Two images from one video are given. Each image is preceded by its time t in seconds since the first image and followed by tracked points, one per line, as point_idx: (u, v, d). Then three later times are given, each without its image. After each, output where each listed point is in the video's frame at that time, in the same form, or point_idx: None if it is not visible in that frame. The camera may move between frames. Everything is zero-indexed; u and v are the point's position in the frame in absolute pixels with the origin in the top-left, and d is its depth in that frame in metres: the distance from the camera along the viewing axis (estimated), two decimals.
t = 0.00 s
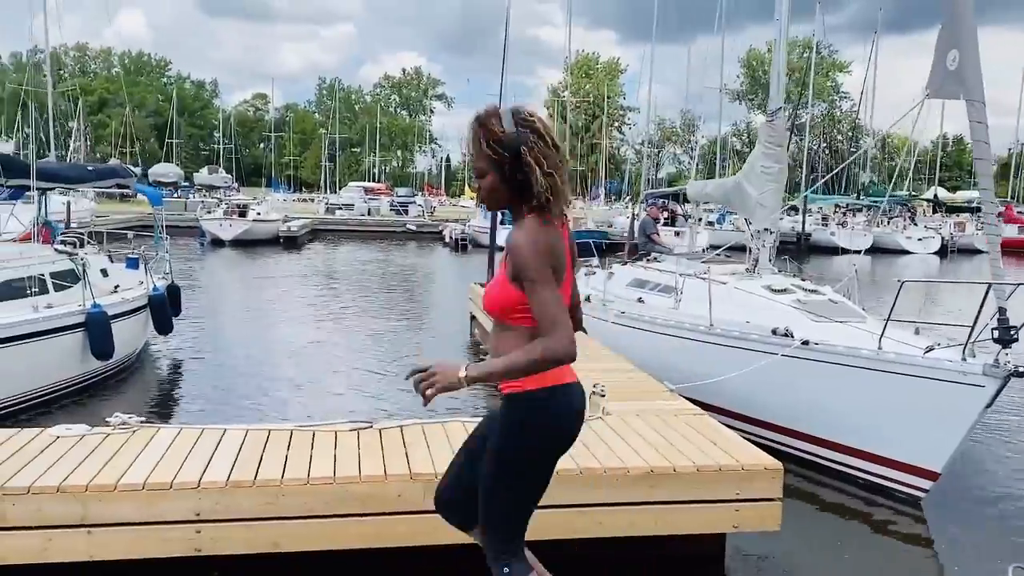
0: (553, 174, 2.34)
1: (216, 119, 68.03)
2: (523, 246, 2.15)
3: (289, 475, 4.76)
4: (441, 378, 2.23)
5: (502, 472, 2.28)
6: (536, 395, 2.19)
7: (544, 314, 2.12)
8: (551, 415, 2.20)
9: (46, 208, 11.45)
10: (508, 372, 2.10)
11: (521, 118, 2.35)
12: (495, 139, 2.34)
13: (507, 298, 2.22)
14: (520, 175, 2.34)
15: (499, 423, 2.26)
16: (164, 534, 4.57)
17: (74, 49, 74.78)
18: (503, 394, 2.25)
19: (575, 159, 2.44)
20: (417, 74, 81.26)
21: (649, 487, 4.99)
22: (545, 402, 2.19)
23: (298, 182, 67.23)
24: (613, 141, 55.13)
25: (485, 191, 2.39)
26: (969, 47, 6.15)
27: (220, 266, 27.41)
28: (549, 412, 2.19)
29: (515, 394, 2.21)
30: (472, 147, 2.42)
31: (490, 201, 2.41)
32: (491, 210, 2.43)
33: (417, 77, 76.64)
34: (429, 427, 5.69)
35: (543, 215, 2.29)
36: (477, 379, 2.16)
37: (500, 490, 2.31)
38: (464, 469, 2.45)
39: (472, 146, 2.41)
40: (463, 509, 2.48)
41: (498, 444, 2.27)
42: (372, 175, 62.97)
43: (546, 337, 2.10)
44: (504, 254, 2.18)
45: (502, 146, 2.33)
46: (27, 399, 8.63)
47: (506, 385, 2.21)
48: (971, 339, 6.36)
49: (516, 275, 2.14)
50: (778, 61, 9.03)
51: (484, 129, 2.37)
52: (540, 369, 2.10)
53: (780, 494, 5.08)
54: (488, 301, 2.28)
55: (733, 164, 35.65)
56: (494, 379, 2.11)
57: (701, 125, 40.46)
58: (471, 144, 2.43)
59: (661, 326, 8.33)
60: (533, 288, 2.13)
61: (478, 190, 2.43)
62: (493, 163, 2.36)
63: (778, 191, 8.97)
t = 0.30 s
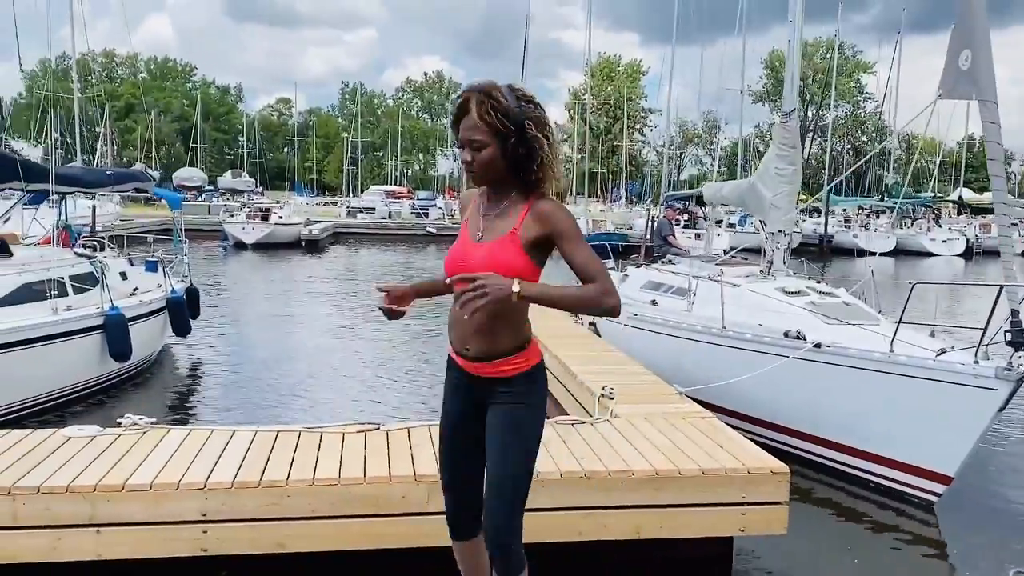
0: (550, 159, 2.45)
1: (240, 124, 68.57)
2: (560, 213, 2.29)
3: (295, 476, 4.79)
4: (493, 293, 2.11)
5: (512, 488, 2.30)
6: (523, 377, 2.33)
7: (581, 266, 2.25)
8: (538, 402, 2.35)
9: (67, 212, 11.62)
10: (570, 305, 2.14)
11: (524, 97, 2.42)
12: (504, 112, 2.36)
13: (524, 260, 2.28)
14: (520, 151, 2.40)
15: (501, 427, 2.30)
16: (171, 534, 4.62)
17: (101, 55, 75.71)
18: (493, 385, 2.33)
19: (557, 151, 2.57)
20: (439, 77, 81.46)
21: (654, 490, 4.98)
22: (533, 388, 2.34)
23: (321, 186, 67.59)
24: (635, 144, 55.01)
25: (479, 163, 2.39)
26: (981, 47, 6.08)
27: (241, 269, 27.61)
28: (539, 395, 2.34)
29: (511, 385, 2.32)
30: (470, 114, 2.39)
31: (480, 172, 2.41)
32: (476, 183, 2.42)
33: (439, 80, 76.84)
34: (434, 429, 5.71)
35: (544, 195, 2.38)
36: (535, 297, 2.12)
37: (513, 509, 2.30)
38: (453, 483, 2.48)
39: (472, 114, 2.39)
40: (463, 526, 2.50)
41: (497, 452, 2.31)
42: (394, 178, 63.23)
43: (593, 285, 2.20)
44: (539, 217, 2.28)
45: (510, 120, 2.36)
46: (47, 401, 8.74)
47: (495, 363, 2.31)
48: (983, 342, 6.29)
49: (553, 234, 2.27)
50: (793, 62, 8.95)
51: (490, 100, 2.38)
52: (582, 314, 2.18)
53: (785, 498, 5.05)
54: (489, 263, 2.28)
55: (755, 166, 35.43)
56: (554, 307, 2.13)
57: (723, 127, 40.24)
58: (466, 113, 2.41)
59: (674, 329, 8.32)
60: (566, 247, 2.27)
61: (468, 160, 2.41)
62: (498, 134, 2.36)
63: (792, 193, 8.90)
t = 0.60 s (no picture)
0: (530, 190, 2.43)
1: (265, 128, 69.11)
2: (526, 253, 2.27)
3: (299, 477, 4.85)
4: (395, 389, 2.11)
5: (494, 503, 2.28)
6: (520, 391, 2.30)
7: (506, 325, 2.21)
8: (526, 418, 2.32)
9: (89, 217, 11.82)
10: (464, 378, 2.15)
11: (505, 131, 2.41)
12: (486, 147, 2.35)
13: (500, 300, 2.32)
14: (500, 185, 2.40)
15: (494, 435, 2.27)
16: (179, 533, 4.70)
17: (129, 61, 76.61)
18: (488, 395, 2.28)
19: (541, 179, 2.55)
20: (462, 81, 81.76)
21: (656, 493, 4.98)
22: (524, 402, 2.32)
23: (345, 190, 67.97)
24: (657, 146, 54.90)
25: (459, 194, 2.36)
26: (991, 48, 6.05)
27: (263, 271, 27.85)
28: (528, 412, 2.33)
29: (512, 396, 2.29)
30: (452, 146, 2.38)
31: (459, 204, 2.38)
32: (455, 216, 2.40)
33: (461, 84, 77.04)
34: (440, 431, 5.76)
35: (522, 228, 2.37)
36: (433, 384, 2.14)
37: (490, 524, 2.29)
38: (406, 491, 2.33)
39: (455, 146, 2.37)
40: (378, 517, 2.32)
41: (486, 464, 2.27)
42: (417, 182, 63.52)
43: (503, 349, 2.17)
44: (506, 255, 2.26)
45: (492, 155, 2.36)
46: (68, 403, 8.89)
47: (495, 375, 2.22)
48: (993, 346, 6.24)
49: (510, 279, 2.25)
50: (806, 64, 8.93)
51: (473, 133, 2.37)
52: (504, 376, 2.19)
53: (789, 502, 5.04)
54: (481, 312, 2.33)
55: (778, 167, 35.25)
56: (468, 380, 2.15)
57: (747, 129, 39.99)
58: (448, 144, 2.39)
59: (686, 332, 8.29)
60: (515, 299, 2.23)
61: (448, 191, 2.38)
62: (479, 166, 2.36)
63: (806, 196, 8.87)
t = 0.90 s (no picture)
0: (515, 190, 2.53)
1: (292, 131, 69.58)
2: (522, 246, 2.36)
3: (308, 476, 4.92)
4: (429, 355, 2.13)
5: (468, 506, 2.36)
6: (482, 399, 2.42)
7: (524, 313, 2.27)
8: (492, 425, 2.43)
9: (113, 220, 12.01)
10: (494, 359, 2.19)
11: (490, 134, 2.51)
12: (472, 147, 2.44)
13: (492, 292, 2.36)
14: (486, 185, 2.48)
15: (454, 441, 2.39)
16: (189, 531, 4.77)
17: (159, 65, 77.52)
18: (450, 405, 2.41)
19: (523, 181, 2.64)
20: (486, 85, 81.86)
21: (663, 495, 4.99)
22: (489, 410, 2.43)
23: (370, 194, 68.24)
24: (682, 149, 54.66)
25: (446, 195, 2.45)
26: (1007, 51, 5.99)
27: (286, 274, 28.03)
28: (494, 419, 2.43)
29: (473, 410, 2.41)
30: (438, 148, 2.46)
31: (446, 204, 2.47)
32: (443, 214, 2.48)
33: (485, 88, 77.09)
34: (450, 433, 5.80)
35: (508, 227, 2.46)
36: (468, 358, 2.16)
37: (466, 528, 2.35)
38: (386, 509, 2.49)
39: (441, 147, 2.45)
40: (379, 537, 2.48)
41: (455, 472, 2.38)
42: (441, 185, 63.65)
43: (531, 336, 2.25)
44: (499, 250, 2.35)
45: (478, 155, 2.45)
46: (89, 402, 9.02)
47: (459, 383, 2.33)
48: (1009, 351, 6.18)
49: (505, 271, 2.33)
50: (823, 66, 8.89)
51: (457, 135, 2.45)
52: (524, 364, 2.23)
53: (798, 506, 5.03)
54: (460, 298, 2.35)
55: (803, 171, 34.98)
56: (497, 360, 2.19)
57: (773, 132, 39.73)
58: (435, 145, 2.47)
59: (702, 335, 8.27)
60: (519, 286, 2.31)
61: (436, 192, 2.46)
62: (465, 168, 2.44)
63: (823, 200, 8.82)
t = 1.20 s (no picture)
0: (523, 190, 2.51)
1: (321, 135, 70.18)
2: (522, 249, 2.35)
3: (323, 474, 4.98)
4: (394, 343, 2.18)
5: (475, 502, 2.38)
6: (498, 395, 2.43)
7: (508, 313, 2.26)
8: (504, 423, 2.45)
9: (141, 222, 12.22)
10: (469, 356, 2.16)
11: (501, 132, 2.51)
12: (479, 145, 2.44)
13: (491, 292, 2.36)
14: (494, 183, 2.48)
15: (468, 437, 2.40)
16: (207, 528, 4.84)
17: (191, 69, 78.57)
18: (466, 397, 2.41)
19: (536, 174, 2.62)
20: (513, 87, 82.02)
21: (676, 497, 4.98)
22: (500, 406, 2.44)
23: (397, 196, 68.60)
24: (709, 151, 54.44)
25: (454, 192, 2.45)
26: None
27: (312, 275, 28.24)
28: (506, 416, 2.45)
29: (492, 407, 2.42)
30: (449, 145, 2.47)
31: (454, 202, 2.47)
32: (451, 212, 2.49)
33: (512, 90, 77.23)
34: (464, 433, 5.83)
35: (516, 224, 2.46)
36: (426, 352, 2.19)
37: (471, 525, 2.37)
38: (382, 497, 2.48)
39: (450, 146, 2.47)
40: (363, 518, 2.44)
41: (466, 468, 2.39)
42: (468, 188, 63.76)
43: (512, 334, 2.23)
44: (501, 252, 2.35)
45: (485, 152, 2.45)
46: (115, 400, 9.16)
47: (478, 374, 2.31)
48: None
49: (505, 270, 2.33)
50: (845, 68, 8.83)
51: (467, 134, 2.46)
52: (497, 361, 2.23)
53: (813, 509, 5.00)
54: (469, 299, 2.37)
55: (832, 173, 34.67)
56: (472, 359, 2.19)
57: (802, 133, 39.43)
58: (445, 145, 2.49)
59: (721, 337, 8.24)
60: (510, 285, 2.30)
61: (445, 190, 2.48)
62: (473, 165, 2.45)
63: (846, 202, 8.74)
